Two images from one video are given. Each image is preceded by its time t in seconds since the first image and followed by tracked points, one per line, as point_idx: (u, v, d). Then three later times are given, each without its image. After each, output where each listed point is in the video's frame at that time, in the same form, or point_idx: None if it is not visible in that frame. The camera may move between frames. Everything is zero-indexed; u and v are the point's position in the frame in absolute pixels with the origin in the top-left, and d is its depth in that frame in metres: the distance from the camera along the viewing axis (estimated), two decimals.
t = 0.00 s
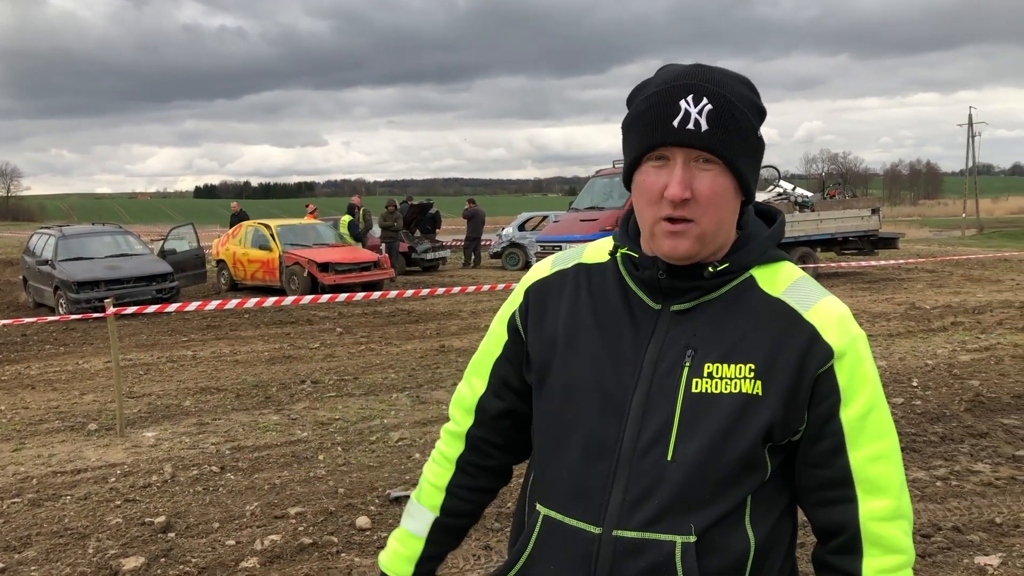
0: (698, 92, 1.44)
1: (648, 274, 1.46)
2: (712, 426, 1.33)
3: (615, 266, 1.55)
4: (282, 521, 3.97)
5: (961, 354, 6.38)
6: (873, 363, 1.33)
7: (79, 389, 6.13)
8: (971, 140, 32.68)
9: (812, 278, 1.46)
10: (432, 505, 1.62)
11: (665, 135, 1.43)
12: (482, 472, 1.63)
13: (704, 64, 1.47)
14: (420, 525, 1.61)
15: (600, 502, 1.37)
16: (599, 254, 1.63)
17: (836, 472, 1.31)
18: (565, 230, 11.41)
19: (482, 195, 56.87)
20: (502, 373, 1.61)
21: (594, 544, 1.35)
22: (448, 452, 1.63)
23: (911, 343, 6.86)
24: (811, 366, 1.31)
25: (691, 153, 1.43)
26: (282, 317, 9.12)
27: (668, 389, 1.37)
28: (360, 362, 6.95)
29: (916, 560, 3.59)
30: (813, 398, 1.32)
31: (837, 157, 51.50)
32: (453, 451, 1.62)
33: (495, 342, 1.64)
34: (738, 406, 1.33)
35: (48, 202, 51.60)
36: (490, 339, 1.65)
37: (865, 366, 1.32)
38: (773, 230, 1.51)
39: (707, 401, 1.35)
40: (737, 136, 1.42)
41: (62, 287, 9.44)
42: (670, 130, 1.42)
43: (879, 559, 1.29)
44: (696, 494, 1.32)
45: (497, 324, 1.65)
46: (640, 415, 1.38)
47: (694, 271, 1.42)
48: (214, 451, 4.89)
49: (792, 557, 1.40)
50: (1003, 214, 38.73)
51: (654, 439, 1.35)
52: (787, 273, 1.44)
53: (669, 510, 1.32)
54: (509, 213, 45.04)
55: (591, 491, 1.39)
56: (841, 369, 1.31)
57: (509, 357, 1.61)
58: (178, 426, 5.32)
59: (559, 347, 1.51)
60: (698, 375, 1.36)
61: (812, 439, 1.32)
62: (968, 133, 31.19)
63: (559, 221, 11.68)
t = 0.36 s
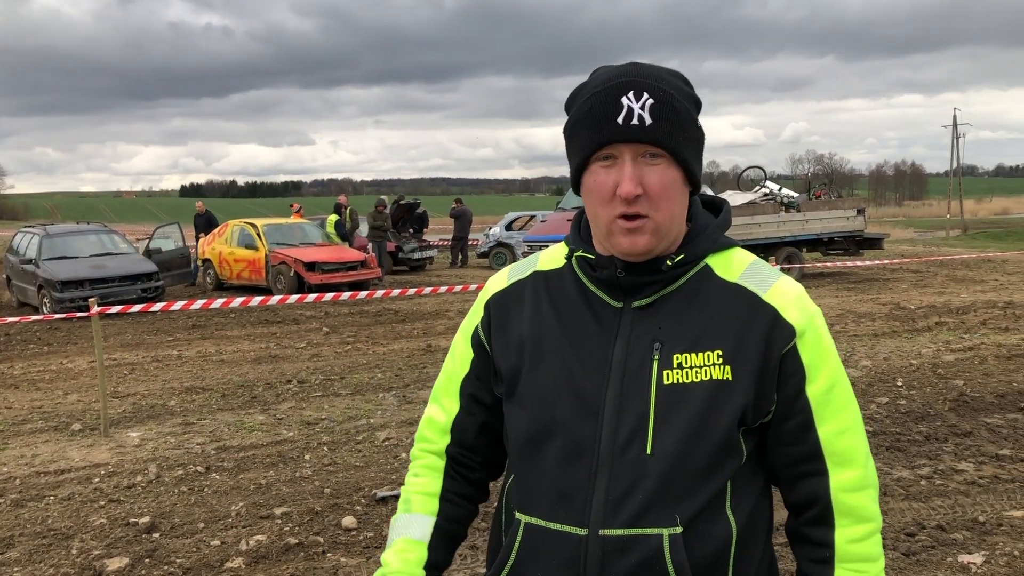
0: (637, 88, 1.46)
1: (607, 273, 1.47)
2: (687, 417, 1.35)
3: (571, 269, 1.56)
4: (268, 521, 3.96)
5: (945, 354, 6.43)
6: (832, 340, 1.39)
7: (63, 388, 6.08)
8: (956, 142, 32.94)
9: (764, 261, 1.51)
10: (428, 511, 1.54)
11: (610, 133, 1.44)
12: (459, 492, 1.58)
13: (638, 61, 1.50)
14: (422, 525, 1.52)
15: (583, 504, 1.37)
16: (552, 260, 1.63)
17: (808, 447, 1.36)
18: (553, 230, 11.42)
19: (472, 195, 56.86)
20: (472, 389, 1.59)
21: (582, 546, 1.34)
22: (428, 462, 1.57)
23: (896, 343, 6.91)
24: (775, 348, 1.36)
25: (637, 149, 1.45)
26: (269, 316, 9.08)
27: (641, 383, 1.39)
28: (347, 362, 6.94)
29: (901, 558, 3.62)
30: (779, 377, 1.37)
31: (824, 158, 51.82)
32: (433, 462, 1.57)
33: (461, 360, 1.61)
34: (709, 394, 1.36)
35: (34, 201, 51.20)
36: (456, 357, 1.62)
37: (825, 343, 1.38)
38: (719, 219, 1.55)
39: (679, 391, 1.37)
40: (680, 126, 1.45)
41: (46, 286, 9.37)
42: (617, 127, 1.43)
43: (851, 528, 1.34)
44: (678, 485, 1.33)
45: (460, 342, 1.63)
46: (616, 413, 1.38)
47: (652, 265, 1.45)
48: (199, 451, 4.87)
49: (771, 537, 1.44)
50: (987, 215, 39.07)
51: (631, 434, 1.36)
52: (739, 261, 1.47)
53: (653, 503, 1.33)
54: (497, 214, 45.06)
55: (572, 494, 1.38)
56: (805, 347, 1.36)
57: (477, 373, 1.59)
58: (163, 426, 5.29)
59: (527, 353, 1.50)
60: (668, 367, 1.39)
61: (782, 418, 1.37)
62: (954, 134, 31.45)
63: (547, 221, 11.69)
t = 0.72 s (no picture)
0: (590, 93, 1.46)
1: (592, 276, 1.48)
2: (668, 421, 1.36)
3: (559, 271, 1.57)
4: (267, 525, 3.96)
5: (943, 357, 6.43)
6: (814, 348, 1.39)
7: (62, 392, 6.08)
8: (954, 145, 33.02)
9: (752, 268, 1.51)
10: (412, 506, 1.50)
11: (561, 139, 1.45)
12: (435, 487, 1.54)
13: (602, 66, 1.50)
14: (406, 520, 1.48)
15: (566, 506, 1.37)
16: (542, 261, 1.64)
17: (786, 453, 1.37)
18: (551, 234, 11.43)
19: (471, 198, 56.91)
20: (459, 387, 1.57)
21: (563, 549, 1.35)
22: (410, 460, 1.53)
23: (894, 346, 6.92)
24: (757, 354, 1.37)
25: (589, 152, 1.44)
26: (268, 320, 9.08)
27: (625, 387, 1.40)
28: (345, 366, 6.94)
29: (899, 561, 3.62)
30: (761, 383, 1.37)
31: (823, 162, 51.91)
32: (418, 460, 1.53)
33: (446, 358, 1.59)
34: (692, 398, 1.36)
35: (33, 205, 51.22)
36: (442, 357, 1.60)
37: (807, 351, 1.38)
38: (705, 223, 1.55)
39: (662, 395, 1.38)
40: (629, 127, 1.42)
41: (44, 290, 9.36)
42: (565, 132, 1.44)
43: (825, 535, 1.35)
44: (659, 488, 1.34)
45: (448, 340, 1.62)
46: (599, 416, 1.39)
47: (636, 269, 1.45)
48: (198, 455, 4.86)
49: (751, 543, 1.44)
50: (985, 218, 39.11)
51: (614, 437, 1.37)
52: (725, 266, 1.49)
53: (634, 507, 1.33)
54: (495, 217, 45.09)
55: (555, 496, 1.39)
56: (786, 355, 1.37)
57: (466, 370, 1.58)
58: (162, 430, 5.28)
59: (513, 355, 1.50)
60: (651, 371, 1.39)
61: (762, 424, 1.38)
62: (952, 138, 31.49)
63: (545, 224, 11.70)
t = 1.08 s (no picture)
0: (567, 96, 1.48)
1: (594, 279, 1.47)
2: (630, 428, 1.28)
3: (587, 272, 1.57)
4: (271, 527, 3.95)
5: (947, 358, 6.42)
6: (814, 368, 1.18)
7: (65, 395, 6.09)
8: (956, 146, 33.02)
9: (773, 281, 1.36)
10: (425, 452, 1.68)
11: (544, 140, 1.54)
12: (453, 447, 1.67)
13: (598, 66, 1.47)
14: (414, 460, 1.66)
15: (532, 497, 1.39)
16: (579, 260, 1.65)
17: (765, 482, 1.20)
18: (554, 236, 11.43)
19: (472, 201, 56.98)
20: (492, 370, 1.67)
21: (522, 537, 1.37)
22: (443, 416, 1.70)
23: (898, 346, 6.91)
24: (734, 372, 1.22)
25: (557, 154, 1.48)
26: (271, 323, 9.08)
27: (598, 389, 1.35)
28: (349, 368, 6.94)
29: (904, 562, 3.61)
30: (738, 403, 1.22)
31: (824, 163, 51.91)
32: (450, 417, 1.69)
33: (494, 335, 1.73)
34: (656, 408, 1.27)
35: (36, 208, 51.31)
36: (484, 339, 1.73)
37: (800, 372, 1.18)
38: (723, 229, 1.43)
39: (631, 401, 1.30)
40: (581, 131, 1.42)
41: (48, 294, 9.38)
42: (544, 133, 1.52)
43: None
44: (614, 492, 1.28)
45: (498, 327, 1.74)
46: (571, 414, 1.37)
47: (628, 273, 1.41)
48: (202, 457, 4.87)
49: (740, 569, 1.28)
50: (987, 219, 39.15)
51: (580, 437, 1.34)
52: (732, 276, 1.35)
53: (588, 507, 1.30)
54: (498, 220, 45.13)
55: (525, 486, 1.41)
56: (769, 376, 1.19)
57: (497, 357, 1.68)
58: (166, 433, 5.29)
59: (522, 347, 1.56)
60: (625, 376, 1.33)
61: (742, 446, 1.23)
62: (954, 138, 31.51)
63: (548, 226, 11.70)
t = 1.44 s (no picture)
0: (577, 111, 1.48)
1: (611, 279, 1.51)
2: (602, 428, 1.30)
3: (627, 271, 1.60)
4: (277, 527, 3.96)
5: (954, 355, 6.41)
6: (775, 380, 1.10)
7: (72, 397, 6.11)
8: (960, 144, 32.94)
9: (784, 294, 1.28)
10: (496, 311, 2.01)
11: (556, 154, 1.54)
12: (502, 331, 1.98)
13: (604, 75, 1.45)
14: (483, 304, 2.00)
15: (529, 484, 1.46)
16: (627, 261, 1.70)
17: (718, 497, 1.13)
18: (558, 236, 11.43)
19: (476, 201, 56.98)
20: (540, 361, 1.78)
21: (516, 519, 1.45)
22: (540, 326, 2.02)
23: (903, 344, 6.90)
24: (695, 377, 1.19)
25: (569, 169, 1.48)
26: (276, 324, 9.10)
27: (588, 386, 1.38)
28: (354, 368, 6.95)
29: (911, 560, 3.60)
30: (698, 411, 1.18)
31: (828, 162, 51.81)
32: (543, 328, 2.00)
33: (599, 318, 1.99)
34: (625, 410, 1.27)
35: (40, 211, 51.43)
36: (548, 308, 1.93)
37: (759, 383, 1.11)
38: (738, 238, 1.37)
39: (610, 401, 1.31)
40: (593, 145, 1.41)
41: (54, 296, 9.41)
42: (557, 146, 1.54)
43: None
44: (586, 488, 1.31)
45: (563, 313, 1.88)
46: (565, 409, 1.42)
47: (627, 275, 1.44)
48: (208, 458, 4.88)
49: None
50: (992, 216, 39.04)
51: (567, 431, 1.38)
52: (731, 282, 1.31)
53: (563, 499, 1.34)
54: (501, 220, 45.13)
55: (527, 473, 1.48)
56: (729, 383, 1.14)
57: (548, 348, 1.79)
58: (172, 434, 5.30)
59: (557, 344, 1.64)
60: (610, 375, 1.34)
61: (702, 459, 1.18)
62: (958, 135, 31.45)
63: (552, 226, 11.70)
